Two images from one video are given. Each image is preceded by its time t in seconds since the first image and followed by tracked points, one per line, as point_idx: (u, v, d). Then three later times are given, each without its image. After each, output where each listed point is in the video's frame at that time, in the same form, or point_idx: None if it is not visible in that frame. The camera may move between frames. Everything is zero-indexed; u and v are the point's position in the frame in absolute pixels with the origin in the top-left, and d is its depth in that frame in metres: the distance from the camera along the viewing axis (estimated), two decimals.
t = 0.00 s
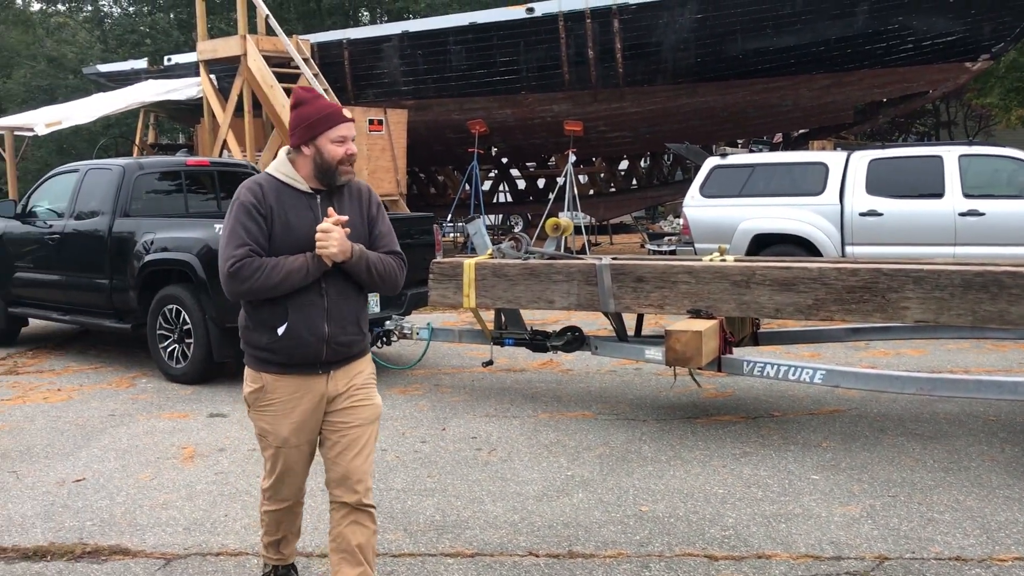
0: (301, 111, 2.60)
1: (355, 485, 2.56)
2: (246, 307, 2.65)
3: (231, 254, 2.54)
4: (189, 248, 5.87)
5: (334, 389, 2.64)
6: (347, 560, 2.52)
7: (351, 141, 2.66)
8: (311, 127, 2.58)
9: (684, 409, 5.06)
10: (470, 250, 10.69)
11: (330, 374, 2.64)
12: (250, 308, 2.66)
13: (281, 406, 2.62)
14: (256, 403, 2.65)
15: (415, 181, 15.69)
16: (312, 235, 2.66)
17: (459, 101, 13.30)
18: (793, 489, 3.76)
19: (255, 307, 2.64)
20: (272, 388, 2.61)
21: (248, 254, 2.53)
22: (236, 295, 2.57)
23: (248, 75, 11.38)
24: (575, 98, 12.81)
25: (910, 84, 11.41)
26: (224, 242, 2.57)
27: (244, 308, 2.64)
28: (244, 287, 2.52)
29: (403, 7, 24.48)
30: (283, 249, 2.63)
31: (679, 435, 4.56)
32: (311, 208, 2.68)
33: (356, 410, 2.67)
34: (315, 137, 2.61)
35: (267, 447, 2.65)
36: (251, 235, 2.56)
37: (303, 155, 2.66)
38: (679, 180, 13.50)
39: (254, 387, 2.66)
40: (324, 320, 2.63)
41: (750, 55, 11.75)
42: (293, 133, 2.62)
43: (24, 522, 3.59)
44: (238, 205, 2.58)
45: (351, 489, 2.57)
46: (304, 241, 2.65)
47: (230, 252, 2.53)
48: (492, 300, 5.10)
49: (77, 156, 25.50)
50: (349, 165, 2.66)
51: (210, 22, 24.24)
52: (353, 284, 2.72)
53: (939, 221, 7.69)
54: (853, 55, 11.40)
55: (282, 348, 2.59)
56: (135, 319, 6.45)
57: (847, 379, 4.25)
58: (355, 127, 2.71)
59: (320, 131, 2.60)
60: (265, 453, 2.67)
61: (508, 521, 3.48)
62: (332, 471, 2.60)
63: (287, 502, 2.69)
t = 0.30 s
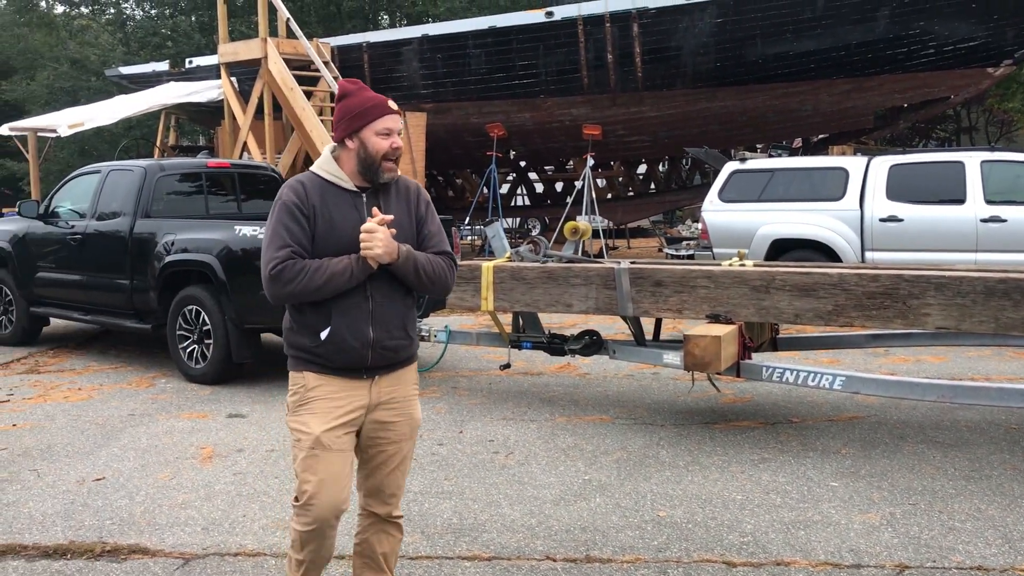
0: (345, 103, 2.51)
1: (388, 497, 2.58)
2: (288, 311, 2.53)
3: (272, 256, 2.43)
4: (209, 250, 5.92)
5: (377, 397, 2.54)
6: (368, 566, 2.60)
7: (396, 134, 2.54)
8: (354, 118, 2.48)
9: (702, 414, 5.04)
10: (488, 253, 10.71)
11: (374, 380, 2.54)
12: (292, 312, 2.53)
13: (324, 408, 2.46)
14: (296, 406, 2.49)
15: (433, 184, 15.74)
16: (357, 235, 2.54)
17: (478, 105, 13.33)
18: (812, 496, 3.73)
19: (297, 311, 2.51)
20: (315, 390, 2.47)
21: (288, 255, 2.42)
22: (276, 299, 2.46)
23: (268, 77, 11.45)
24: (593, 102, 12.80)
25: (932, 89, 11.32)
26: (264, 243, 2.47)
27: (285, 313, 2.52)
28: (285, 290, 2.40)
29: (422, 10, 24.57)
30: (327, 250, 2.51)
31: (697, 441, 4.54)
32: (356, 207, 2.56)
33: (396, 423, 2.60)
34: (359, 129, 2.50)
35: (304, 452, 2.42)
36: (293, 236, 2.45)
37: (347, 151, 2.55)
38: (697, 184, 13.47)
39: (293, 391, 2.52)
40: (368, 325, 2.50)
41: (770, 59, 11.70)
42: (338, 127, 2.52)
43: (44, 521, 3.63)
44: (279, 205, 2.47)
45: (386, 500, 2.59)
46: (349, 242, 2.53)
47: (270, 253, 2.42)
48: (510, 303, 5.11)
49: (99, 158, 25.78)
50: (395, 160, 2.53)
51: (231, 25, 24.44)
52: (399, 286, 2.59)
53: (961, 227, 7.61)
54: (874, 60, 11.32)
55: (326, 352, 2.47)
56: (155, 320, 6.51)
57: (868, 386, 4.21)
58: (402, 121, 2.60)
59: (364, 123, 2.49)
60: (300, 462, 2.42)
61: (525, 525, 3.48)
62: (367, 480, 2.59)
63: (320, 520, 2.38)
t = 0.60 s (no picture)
0: (352, 106, 2.35)
1: (404, 509, 2.51)
2: (311, 332, 2.32)
3: (297, 275, 2.21)
4: (222, 252, 5.95)
5: (405, 413, 2.41)
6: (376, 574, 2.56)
7: (407, 136, 2.40)
8: (364, 122, 2.32)
9: (713, 420, 5.02)
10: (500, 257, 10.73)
11: (402, 395, 2.40)
12: (312, 332, 2.33)
13: (357, 430, 2.30)
14: (323, 427, 2.29)
15: (445, 187, 15.78)
16: (378, 245, 2.38)
17: (490, 109, 13.36)
18: (823, 503, 3.71)
19: (322, 330, 2.32)
20: (349, 410, 2.29)
21: (315, 273, 2.22)
22: (303, 321, 2.25)
23: (280, 81, 11.49)
24: (605, 106, 12.80)
25: (944, 96, 11.27)
26: (283, 263, 2.24)
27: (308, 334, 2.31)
28: (315, 311, 2.21)
29: (435, 14, 24.66)
30: (350, 263, 2.34)
31: (708, 446, 4.53)
32: (372, 216, 2.40)
33: (417, 438, 2.49)
34: (369, 134, 2.35)
35: (338, 477, 2.26)
36: (316, 252, 2.25)
37: (355, 158, 2.39)
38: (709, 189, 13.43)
39: (317, 408, 2.30)
40: (400, 336, 2.37)
41: (782, 65, 11.67)
42: (345, 132, 2.35)
43: (56, 521, 3.66)
44: (294, 221, 2.25)
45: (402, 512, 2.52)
46: (371, 252, 2.37)
47: (295, 273, 2.21)
48: (521, 307, 5.11)
49: (114, 160, 26.00)
50: (407, 163, 2.40)
51: (245, 28, 24.60)
52: (423, 293, 2.48)
53: (974, 233, 7.56)
54: (887, 66, 11.27)
55: (359, 370, 2.30)
56: (168, 321, 6.55)
57: (880, 392, 4.18)
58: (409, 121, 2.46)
59: (374, 126, 2.34)
60: (332, 489, 2.26)
61: (535, 529, 3.48)
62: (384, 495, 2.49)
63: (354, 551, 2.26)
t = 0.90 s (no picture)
0: (348, 96, 2.24)
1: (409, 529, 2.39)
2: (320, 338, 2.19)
3: (319, 281, 2.07)
4: (231, 253, 5.98)
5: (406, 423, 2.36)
6: None
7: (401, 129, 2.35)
8: (363, 112, 2.23)
9: (721, 423, 5.01)
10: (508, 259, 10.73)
11: (399, 403, 2.36)
12: (318, 339, 2.20)
13: (361, 441, 2.22)
14: (329, 440, 2.19)
15: (453, 189, 15.80)
16: (378, 244, 2.31)
17: (498, 112, 13.38)
18: (832, 507, 3.70)
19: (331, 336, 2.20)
20: (352, 421, 2.21)
21: (337, 277, 2.10)
22: (322, 329, 2.11)
23: (290, 82, 11.52)
24: (614, 109, 12.80)
25: (955, 100, 11.22)
26: (299, 268, 2.07)
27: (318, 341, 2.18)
28: (340, 318, 2.09)
29: (444, 17, 24.71)
30: (356, 265, 2.24)
31: (716, 450, 4.52)
32: (370, 214, 2.32)
33: (418, 450, 2.41)
34: (365, 125, 2.26)
35: (342, 494, 2.19)
36: (335, 255, 2.13)
37: (348, 150, 2.28)
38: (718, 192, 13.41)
39: (323, 418, 2.19)
40: (404, 340, 2.35)
41: (791, 68, 11.65)
42: (339, 123, 2.24)
43: (65, 520, 3.67)
44: (306, 222, 2.10)
45: (404, 533, 2.39)
46: (373, 252, 2.29)
47: (318, 278, 2.06)
48: (529, 309, 5.11)
49: (123, 161, 26.12)
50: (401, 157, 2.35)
51: (254, 30, 24.71)
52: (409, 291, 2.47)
53: (984, 238, 7.52)
54: (897, 69, 11.25)
55: (372, 378, 2.24)
56: (177, 321, 6.58)
57: (890, 397, 4.16)
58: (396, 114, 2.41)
59: (373, 118, 2.25)
60: (329, 501, 2.18)
61: (543, 531, 3.47)
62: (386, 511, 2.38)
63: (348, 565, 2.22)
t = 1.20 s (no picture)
0: (342, 96, 2.29)
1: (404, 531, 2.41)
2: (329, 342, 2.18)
3: (331, 287, 2.07)
4: (239, 254, 6.00)
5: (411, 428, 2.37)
6: None
7: (391, 133, 2.28)
8: (347, 110, 2.25)
9: (729, 425, 5.00)
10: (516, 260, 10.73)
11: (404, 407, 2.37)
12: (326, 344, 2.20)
13: (371, 449, 2.23)
14: (336, 449, 2.20)
15: (460, 191, 15.81)
16: (384, 247, 2.32)
17: (506, 113, 13.39)
18: (840, 510, 3.69)
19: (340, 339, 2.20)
20: (362, 430, 2.21)
21: (348, 284, 2.10)
22: (332, 335, 2.12)
23: (299, 84, 11.55)
24: (622, 111, 12.80)
25: (964, 102, 11.17)
26: (310, 274, 2.07)
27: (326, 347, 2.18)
28: (350, 323, 2.10)
29: (452, 18, 24.76)
30: (364, 269, 2.24)
31: (724, 452, 4.51)
32: (374, 219, 2.32)
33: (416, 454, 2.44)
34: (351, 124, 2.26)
35: (352, 502, 2.20)
36: (345, 260, 2.13)
37: (340, 151, 2.29)
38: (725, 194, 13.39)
39: (330, 427, 2.20)
40: (411, 343, 2.36)
41: (800, 70, 11.62)
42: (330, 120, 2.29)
43: (74, 520, 3.69)
44: (318, 226, 2.09)
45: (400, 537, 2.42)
46: (380, 257, 2.30)
47: (329, 284, 2.06)
48: (536, 311, 5.11)
49: (132, 161, 26.22)
50: (389, 162, 2.27)
51: (263, 31, 24.79)
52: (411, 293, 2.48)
53: (992, 240, 7.49)
54: (906, 71, 11.21)
55: (380, 382, 2.25)
56: (185, 322, 6.60)
57: (899, 400, 4.14)
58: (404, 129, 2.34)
59: (357, 116, 2.25)
60: (340, 510, 2.19)
61: (549, 533, 3.47)
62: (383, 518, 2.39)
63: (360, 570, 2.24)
